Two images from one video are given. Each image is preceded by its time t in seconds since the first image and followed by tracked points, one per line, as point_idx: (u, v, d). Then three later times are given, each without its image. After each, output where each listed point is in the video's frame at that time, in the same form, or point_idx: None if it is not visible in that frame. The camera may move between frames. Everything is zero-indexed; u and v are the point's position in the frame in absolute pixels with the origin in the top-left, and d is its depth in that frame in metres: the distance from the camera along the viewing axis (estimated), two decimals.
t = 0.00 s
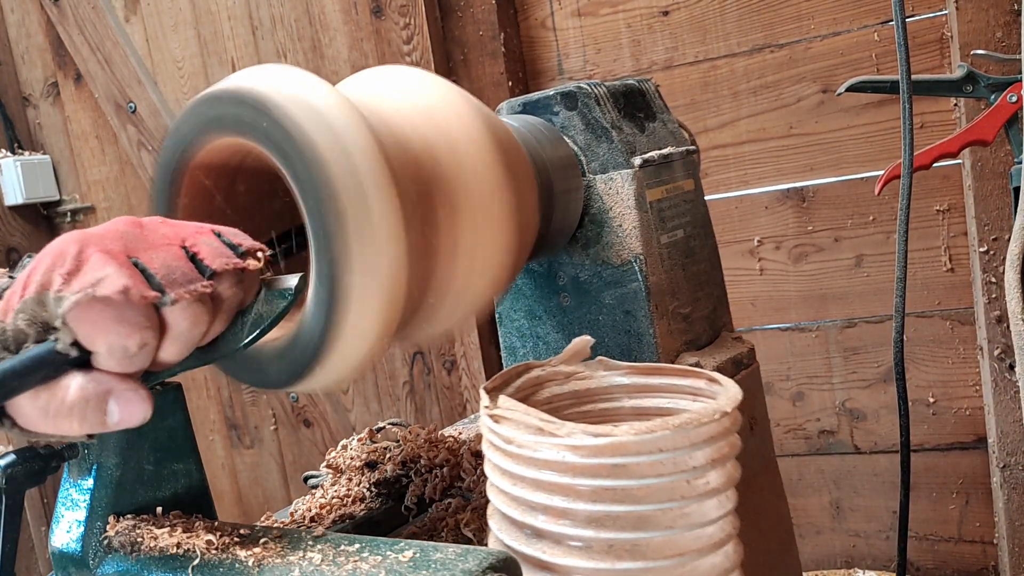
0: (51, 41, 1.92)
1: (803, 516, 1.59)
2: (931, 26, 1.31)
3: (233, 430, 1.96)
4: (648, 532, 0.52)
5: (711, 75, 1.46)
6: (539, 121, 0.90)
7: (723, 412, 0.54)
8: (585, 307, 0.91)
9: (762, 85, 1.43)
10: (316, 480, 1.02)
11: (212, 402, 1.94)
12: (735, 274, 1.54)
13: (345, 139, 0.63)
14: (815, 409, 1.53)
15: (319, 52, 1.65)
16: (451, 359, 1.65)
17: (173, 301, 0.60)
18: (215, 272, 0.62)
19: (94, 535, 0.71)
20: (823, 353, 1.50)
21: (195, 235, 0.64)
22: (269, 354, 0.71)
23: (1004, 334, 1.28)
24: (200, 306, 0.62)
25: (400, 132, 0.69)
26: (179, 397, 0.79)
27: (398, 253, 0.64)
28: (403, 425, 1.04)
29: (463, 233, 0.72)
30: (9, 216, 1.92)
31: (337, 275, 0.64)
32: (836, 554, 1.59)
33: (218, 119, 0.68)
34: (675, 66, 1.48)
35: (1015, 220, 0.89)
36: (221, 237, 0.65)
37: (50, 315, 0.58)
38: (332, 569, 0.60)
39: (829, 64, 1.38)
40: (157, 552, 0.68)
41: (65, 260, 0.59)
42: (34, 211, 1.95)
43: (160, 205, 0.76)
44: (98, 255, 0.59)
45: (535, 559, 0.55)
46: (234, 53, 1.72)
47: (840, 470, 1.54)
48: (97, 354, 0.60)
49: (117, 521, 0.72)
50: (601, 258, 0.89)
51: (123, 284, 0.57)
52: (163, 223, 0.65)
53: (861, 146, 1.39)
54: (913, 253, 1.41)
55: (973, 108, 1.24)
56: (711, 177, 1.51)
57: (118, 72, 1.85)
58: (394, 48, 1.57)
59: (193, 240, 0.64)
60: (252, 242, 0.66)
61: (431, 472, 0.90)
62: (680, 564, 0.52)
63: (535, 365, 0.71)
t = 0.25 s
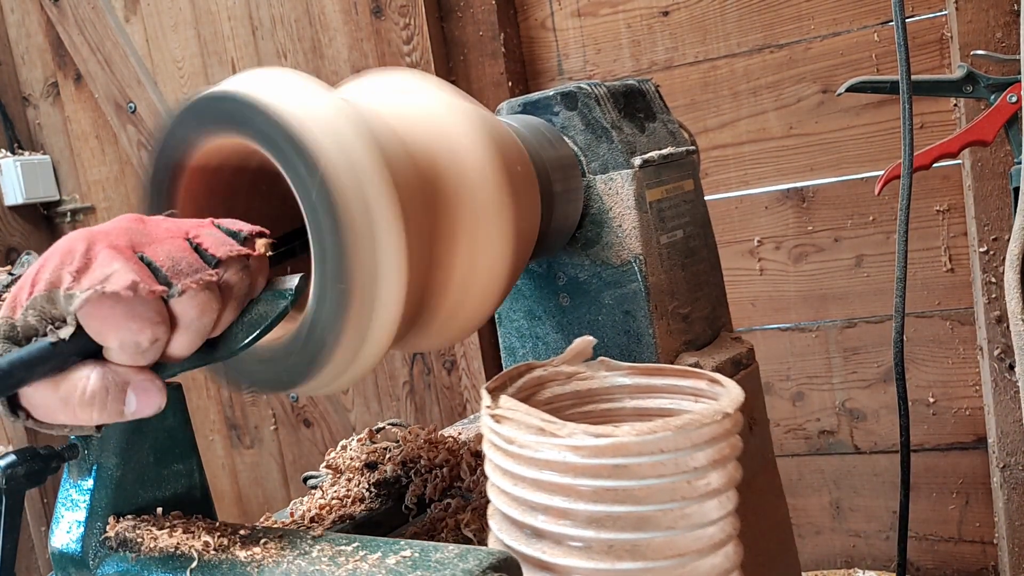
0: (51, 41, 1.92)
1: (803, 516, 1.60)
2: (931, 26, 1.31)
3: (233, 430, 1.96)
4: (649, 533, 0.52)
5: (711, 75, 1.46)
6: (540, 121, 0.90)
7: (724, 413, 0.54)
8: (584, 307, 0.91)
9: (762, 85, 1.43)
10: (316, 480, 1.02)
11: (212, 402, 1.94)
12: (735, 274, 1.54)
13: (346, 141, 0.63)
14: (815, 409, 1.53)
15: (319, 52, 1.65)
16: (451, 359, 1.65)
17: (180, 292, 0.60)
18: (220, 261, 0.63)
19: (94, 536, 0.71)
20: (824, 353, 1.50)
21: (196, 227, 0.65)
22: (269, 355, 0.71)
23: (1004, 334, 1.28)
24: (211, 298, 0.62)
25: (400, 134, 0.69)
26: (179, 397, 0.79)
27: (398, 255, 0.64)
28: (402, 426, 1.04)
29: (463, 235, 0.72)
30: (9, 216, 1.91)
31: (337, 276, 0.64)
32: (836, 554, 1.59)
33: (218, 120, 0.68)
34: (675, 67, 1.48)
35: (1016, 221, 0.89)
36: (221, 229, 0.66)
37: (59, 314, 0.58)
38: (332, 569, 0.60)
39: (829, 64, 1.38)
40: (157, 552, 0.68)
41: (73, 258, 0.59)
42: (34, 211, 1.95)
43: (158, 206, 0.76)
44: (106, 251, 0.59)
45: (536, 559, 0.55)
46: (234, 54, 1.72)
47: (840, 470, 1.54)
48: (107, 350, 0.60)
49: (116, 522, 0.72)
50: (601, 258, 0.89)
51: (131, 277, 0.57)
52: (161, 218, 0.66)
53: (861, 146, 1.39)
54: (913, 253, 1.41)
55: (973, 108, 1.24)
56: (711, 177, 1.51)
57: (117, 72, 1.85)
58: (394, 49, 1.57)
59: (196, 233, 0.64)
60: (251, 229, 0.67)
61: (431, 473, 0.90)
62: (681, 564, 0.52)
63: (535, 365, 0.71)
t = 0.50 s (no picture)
0: (52, 41, 1.92)
1: (803, 516, 1.60)
2: (931, 26, 1.31)
3: (232, 431, 1.96)
4: (650, 533, 0.52)
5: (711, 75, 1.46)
6: (540, 120, 0.90)
7: (725, 413, 0.54)
8: (585, 307, 0.91)
9: (762, 85, 1.43)
10: (316, 480, 1.02)
11: (212, 402, 1.94)
12: (735, 274, 1.54)
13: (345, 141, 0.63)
14: (815, 409, 1.53)
15: (319, 51, 1.65)
16: (451, 359, 1.65)
17: None
18: None
19: (94, 536, 0.72)
20: (823, 353, 1.50)
21: None
22: (270, 354, 0.71)
23: (1004, 334, 1.28)
24: None
25: (399, 134, 0.69)
26: (179, 398, 0.79)
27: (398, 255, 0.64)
28: (403, 425, 1.04)
29: (462, 235, 0.72)
30: (8, 216, 1.94)
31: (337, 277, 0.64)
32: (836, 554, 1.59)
33: (218, 120, 0.68)
34: (675, 66, 1.48)
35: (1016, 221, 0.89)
36: None
37: None
38: (332, 569, 0.60)
39: (829, 64, 1.38)
40: (156, 552, 0.68)
41: None
42: (34, 211, 1.97)
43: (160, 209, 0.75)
44: None
45: (537, 559, 0.55)
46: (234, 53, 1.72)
47: (840, 470, 1.54)
48: None
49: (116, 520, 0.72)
50: (601, 258, 0.89)
51: None
52: None
53: (862, 146, 1.39)
54: (913, 253, 1.41)
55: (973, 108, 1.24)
56: (711, 176, 1.51)
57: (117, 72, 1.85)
58: (395, 48, 1.57)
59: None
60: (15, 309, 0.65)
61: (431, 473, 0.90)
62: (681, 565, 0.52)
63: (535, 365, 0.71)
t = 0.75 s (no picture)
0: (52, 41, 1.92)
1: (803, 517, 1.59)
2: (931, 26, 1.31)
3: (232, 430, 1.96)
4: (650, 533, 0.52)
5: (711, 75, 1.46)
6: (540, 121, 0.90)
7: (724, 413, 0.54)
8: (584, 307, 0.91)
9: (762, 85, 1.43)
10: (316, 480, 1.02)
11: (212, 402, 1.94)
12: (735, 274, 1.54)
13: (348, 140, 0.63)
14: (815, 409, 1.53)
15: (319, 51, 1.65)
16: (451, 359, 1.65)
17: None
18: None
19: (95, 536, 0.72)
20: (823, 353, 1.50)
21: None
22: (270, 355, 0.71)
23: (1004, 334, 1.28)
24: None
25: (401, 134, 0.69)
26: (179, 398, 0.79)
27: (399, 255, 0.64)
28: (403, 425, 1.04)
29: (463, 235, 0.72)
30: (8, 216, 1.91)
31: (338, 276, 0.64)
32: (836, 554, 1.59)
33: (219, 119, 0.68)
34: (675, 66, 1.48)
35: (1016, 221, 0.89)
36: None
37: None
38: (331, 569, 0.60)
39: (829, 64, 1.38)
40: (156, 552, 0.68)
41: None
42: (34, 211, 1.96)
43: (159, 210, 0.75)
44: None
45: (536, 559, 0.55)
46: (234, 53, 1.72)
47: (841, 470, 1.54)
48: None
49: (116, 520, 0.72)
50: (601, 257, 0.89)
51: None
52: None
53: (862, 146, 1.39)
54: (913, 253, 1.41)
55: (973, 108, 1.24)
56: (711, 176, 1.51)
57: (117, 72, 1.85)
58: (394, 48, 1.57)
59: None
60: None
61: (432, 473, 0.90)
62: (680, 565, 0.52)
63: (535, 365, 0.71)
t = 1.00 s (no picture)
0: (52, 41, 1.92)
1: (803, 517, 1.60)
2: (931, 26, 1.31)
3: (232, 430, 1.96)
4: (649, 533, 0.52)
5: (711, 75, 1.46)
6: (540, 121, 0.90)
7: (724, 413, 0.54)
8: (584, 307, 0.91)
9: (762, 85, 1.43)
10: (316, 480, 1.02)
11: (212, 402, 1.94)
12: (735, 275, 1.54)
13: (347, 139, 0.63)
14: (814, 409, 1.53)
15: (319, 51, 1.65)
16: (451, 359, 1.65)
17: None
18: None
19: (93, 536, 0.72)
20: (823, 353, 1.50)
21: None
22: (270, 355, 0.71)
23: (1004, 334, 1.28)
24: None
25: (401, 133, 0.69)
26: (179, 398, 0.79)
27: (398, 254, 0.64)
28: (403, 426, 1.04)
29: (462, 236, 0.72)
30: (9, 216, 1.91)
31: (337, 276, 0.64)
32: (836, 554, 1.59)
33: (219, 119, 0.68)
34: (675, 66, 1.48)
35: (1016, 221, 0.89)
36: None
37: None
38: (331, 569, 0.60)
39: (829, 64, 1.38)
40: (155, 552, 0.68)
41: None
42: (34, 211, 1.95)
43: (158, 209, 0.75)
44: None
45: (536, 559, 0.55)
46: (234, 53, 1.72)
47: (841, 470, 1.54)
48: None
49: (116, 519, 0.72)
50: (601, 257, 0.89)
51: None
52: None
53: (862, 146, 1.39)
54: (913, 253, 1.41)
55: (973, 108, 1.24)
56: (711, 176, 1.51)
57: (117, 72, 1.85)
58: (395, 49, 1.57)
59: None
60: None
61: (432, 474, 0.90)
62: (680, 565, 0.52)
63: (535, 365, 0.71)
